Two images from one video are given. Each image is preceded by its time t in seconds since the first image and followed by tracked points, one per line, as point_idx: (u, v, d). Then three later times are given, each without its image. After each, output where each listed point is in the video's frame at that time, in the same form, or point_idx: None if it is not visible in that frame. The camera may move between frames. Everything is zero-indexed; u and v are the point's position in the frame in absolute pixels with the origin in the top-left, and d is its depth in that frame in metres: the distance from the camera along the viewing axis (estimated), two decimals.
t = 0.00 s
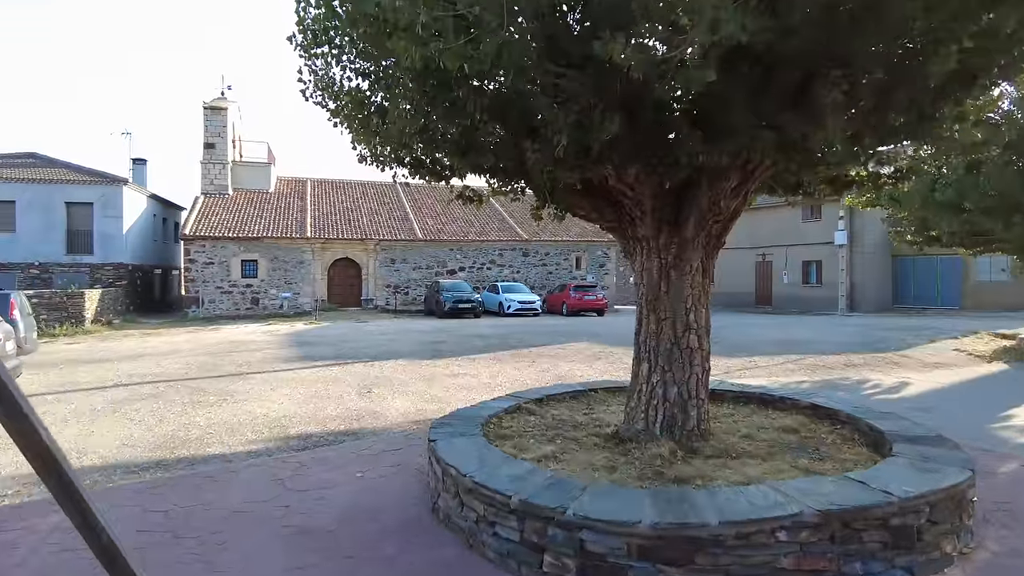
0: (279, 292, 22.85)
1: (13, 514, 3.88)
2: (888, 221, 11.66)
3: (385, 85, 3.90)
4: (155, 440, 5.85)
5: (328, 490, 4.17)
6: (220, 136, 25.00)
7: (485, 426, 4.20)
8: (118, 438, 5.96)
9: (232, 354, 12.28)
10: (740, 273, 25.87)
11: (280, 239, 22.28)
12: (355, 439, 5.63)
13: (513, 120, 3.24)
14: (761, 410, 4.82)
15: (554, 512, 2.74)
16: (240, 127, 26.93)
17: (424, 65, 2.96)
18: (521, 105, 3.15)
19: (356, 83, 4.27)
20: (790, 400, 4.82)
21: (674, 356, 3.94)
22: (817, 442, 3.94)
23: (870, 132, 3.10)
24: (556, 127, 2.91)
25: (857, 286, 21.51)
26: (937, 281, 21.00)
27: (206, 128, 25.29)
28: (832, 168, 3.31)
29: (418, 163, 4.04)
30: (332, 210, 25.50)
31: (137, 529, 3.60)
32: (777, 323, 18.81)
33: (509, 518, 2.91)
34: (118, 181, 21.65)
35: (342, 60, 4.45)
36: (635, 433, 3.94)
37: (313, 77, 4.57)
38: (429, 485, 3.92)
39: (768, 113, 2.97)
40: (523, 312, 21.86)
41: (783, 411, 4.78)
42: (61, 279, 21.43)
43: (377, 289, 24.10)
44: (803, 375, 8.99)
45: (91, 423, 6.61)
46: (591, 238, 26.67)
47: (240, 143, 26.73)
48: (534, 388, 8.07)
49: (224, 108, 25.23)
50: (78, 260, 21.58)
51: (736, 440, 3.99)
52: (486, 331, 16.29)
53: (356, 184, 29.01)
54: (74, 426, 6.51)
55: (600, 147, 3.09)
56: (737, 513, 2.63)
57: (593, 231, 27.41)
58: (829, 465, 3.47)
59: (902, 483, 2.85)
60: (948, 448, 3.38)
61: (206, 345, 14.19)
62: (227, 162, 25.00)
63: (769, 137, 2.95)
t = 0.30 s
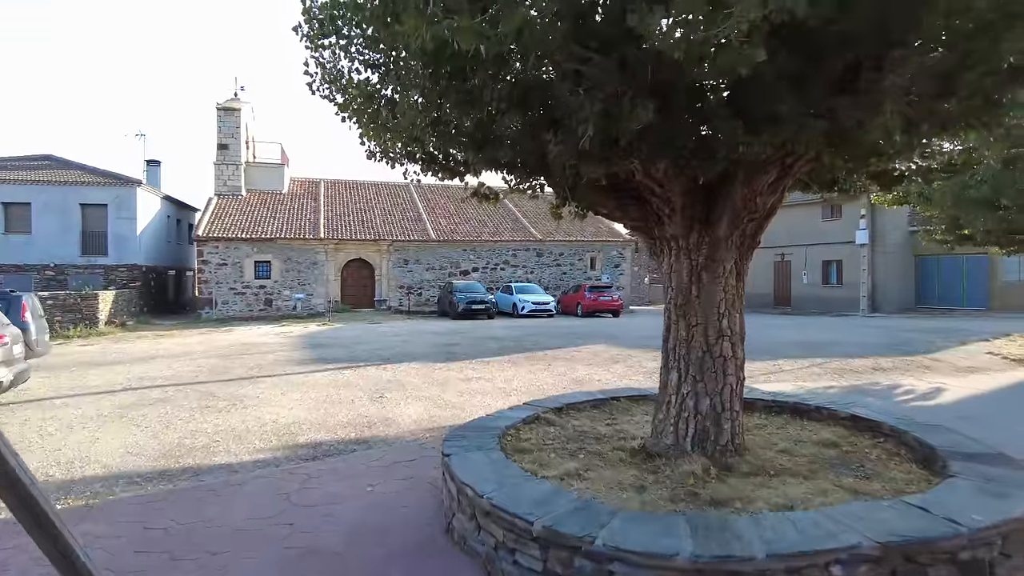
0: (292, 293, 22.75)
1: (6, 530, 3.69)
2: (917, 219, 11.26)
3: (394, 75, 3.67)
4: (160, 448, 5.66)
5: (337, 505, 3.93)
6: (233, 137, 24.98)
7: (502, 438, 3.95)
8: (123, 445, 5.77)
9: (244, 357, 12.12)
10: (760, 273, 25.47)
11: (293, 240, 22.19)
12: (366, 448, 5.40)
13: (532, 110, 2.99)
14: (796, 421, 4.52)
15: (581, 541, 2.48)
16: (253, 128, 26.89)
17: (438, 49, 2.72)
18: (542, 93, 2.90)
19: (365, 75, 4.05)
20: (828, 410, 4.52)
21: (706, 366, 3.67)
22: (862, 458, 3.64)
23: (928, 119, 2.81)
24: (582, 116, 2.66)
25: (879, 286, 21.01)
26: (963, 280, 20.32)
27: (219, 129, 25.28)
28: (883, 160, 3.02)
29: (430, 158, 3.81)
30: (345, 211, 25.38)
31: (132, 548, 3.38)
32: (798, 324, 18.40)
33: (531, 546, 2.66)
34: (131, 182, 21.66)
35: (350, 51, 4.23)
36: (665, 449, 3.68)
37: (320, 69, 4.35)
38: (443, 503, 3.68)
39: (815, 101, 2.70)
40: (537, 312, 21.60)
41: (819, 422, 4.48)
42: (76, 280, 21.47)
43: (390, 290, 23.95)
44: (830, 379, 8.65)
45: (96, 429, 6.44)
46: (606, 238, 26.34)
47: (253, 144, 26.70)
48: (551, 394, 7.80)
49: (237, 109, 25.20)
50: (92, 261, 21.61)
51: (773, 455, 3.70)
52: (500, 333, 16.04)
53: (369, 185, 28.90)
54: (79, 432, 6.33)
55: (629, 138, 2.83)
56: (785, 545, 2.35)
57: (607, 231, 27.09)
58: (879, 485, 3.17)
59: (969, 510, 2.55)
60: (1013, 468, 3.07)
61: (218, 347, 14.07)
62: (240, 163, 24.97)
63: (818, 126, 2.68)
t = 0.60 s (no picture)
0: (306, 293, 22.68)
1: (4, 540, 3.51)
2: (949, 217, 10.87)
3: (412, 57, 3.45)
4: (170, 451, 5.48)
5: (351, 516, 3.71)
6: (248, 137, 24.99)
7: (526, 445, 3.71)
8: (131, 448, 5.59)
9: (258, 357, 11.99)
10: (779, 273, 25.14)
11: (308, 239, 22.11)
12: (381, 453, 5.18)
13: (563, 92, 2.75)
14: (837, 428, 4.23)
15: (620, 566, 2.24)
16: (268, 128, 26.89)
17: (462, 20, 2.50)
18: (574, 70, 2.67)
19: (381, 59, 3.83)
20: (872, 417, 4.21)
21: (747, 369, 3.40)
22: (917, 469, 3.34)
23: (1003, 97, 2.53)
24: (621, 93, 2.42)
25: (903, 285, 20.51)
26: (991, 280, 19.72)
27: (234, 128, 25.28)
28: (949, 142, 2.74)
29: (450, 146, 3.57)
30: (359, 210, 25.27)
31: (134, 562, 3.18)
32: (820, 325, 17.96)
33: (564, 569, 2.42)
34: (147, 182, 21.68)
35: (364, 36, 4.01)
36: (703, 459, 3.43)
37: (333, 55, 4.14)
38: (464, 517, 3.44)
39: (880, 75, 2.42)
40: (553, 313, 21.32)
41: (864, 429, 4.18)
42: (93, 279, 21.54)
43: (405, 290, 23.82)
44: (862, 383, 8.30)
45: (106, 430, 6.29)
46: (622, 237, 26.01)
47: (268, 144, 26.68)
48: (571, 397, 7.54)
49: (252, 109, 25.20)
50: (109, 260, 21.67)
51: (820, 466, 3.42)
52: (515, 334, 15.79)
53: (384, 184, 28.79)
54: (89, 434, 6.18)
55: (671, 118, 2.59)
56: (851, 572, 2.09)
57: (623, 230, 26.75)
58: (944, 501, 2.87)
59: None
60: None
61: (232, 347, 13.97)
62: (255, 163, 24.95)
63: (882, 104, 2.41)
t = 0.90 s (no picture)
0: (313, 293, 22.50)
1: None
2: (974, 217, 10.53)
3: (427, 42, 3.23)
4: (170, 459, 5.25)
5: (359, 534, 3.47)
6: (255, 136, 24.85)
7: (546, 459, 3.46)
8: (131, 455, 5.37)
9: (264, 358, 11.78)
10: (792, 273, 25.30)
11: (315, 239, 21.92)
12: (391, 462, 4.94)
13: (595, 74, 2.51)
14: (879, 441, 3.95)
15: None
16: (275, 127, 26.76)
17: None
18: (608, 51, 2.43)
19: (394, 45, 3.60)
20: (916, 429, 3.93)
21: (789, 379, 3.15)
22: (976, 489, 3.05)
23: None
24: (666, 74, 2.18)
25: (919, 286, 20.14)
26: (1010, 281, 19.19)
27: (241, 128, 25.15)
28: None
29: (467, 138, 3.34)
30: (367, 210, 25.08)
31: None
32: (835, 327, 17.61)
33: None
34: (154, 181, 21.55)
35: (375, 22, 3.79)
36: (740, 476, 3.17)
37: (342, 42, 3.92)
38: (482, 538, 3.19)
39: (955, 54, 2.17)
40: (562, 314, 21.04)
41: (907, 442, 3.90)
42: (99, 279, 21.44)
43: (412, 290, 23.61)
44: (887, 388, 8.00)
45: (105, 436, 6.07)
46: (632, 237, 25.71)
47: (275, 143, 26.53)
48: (586, 402, 7.26)
49: (259, 108, 25.05)
50: (115, 260, 21.54)
51: (867, 483, 3.14)
52: (525, 335, 15.53)
53: (391, 184, 28.59)
54: (87, 439, 5.96)
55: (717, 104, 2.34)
56: None
57: (633, 230, 26.45)
58: (1014, 528, 2.59)
59: None
60: None
61: (238, 347, 13.77)
62: (261, 162, 24.79)
63: (958, 86, 2.16)
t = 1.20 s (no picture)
0: (316, 293, 22.29)
1: None
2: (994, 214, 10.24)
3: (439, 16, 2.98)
4: (165, 466, 5.00)
5: (364, 550, 3.21)
6: (258, 134, 24.66)
7: (566, 470, 3.23)
8: (124, 462, 5.12)
9: (265, 359, 11.54)
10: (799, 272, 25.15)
11: (318, 238, 21.68)
12: (397, 471, 4.68)
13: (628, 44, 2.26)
14: (920, 450, 3.68)
15: None
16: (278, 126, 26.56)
17: None
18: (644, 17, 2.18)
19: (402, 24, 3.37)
20: (959, 437, 3.65)
21: (831, 383, 2.90)
22: None
23: None
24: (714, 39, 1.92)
25: (931, 286, 19.76)
26: None
27: (244, 126, 24.95)
28: None
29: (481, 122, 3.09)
30: (370, 209, 24.85)
31: None
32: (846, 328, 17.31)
33: None
34: (156, 180, 21.34)
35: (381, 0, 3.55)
36: (778, 490, 2.92)
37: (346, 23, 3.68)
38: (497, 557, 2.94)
39: None
40: (567, 314, 20.76)
41: (950, 451, 3.62)
42: (100, 278, 21.28)
43: (416, 290, 23.38)
44: (909, 391, 7.71)
45: (99, 440, 5.83)
46: (638, 237, 25.43)
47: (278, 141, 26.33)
48: (598, 406, 6.99)
49: (262, 106, 24.84)
50: (116, 259, 21.37)
51: (918, 498, 2.88)
52: (530, 335, 15.27)
53: (394, 183, 28.38)
54: (80, 444, 5.72)
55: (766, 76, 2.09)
56: None
57: (639, 229, 26.17)
58: None
59: None
60: None
61: (239, 348, 13.54)
62: (264, 161, 24.59)
63: None
